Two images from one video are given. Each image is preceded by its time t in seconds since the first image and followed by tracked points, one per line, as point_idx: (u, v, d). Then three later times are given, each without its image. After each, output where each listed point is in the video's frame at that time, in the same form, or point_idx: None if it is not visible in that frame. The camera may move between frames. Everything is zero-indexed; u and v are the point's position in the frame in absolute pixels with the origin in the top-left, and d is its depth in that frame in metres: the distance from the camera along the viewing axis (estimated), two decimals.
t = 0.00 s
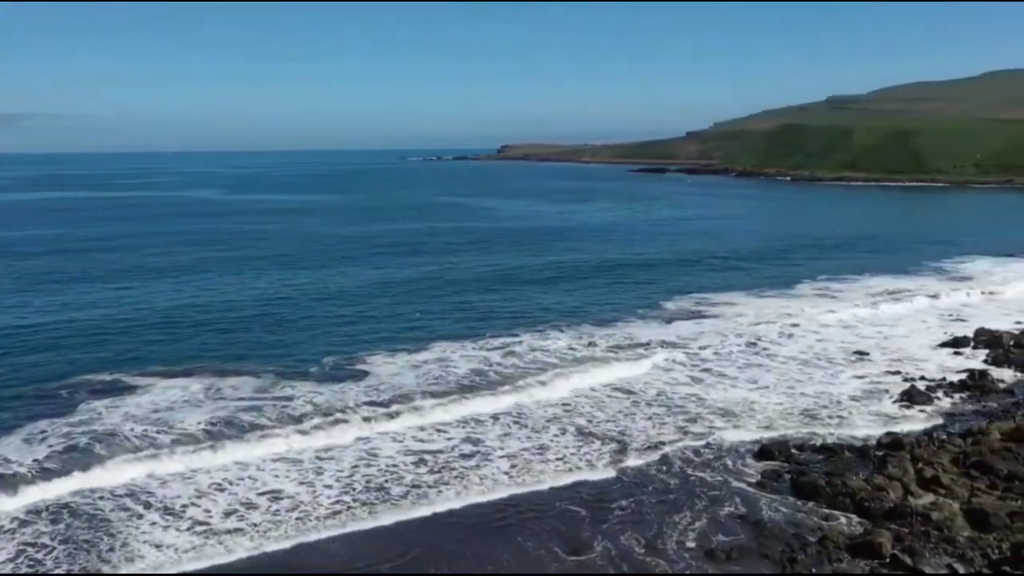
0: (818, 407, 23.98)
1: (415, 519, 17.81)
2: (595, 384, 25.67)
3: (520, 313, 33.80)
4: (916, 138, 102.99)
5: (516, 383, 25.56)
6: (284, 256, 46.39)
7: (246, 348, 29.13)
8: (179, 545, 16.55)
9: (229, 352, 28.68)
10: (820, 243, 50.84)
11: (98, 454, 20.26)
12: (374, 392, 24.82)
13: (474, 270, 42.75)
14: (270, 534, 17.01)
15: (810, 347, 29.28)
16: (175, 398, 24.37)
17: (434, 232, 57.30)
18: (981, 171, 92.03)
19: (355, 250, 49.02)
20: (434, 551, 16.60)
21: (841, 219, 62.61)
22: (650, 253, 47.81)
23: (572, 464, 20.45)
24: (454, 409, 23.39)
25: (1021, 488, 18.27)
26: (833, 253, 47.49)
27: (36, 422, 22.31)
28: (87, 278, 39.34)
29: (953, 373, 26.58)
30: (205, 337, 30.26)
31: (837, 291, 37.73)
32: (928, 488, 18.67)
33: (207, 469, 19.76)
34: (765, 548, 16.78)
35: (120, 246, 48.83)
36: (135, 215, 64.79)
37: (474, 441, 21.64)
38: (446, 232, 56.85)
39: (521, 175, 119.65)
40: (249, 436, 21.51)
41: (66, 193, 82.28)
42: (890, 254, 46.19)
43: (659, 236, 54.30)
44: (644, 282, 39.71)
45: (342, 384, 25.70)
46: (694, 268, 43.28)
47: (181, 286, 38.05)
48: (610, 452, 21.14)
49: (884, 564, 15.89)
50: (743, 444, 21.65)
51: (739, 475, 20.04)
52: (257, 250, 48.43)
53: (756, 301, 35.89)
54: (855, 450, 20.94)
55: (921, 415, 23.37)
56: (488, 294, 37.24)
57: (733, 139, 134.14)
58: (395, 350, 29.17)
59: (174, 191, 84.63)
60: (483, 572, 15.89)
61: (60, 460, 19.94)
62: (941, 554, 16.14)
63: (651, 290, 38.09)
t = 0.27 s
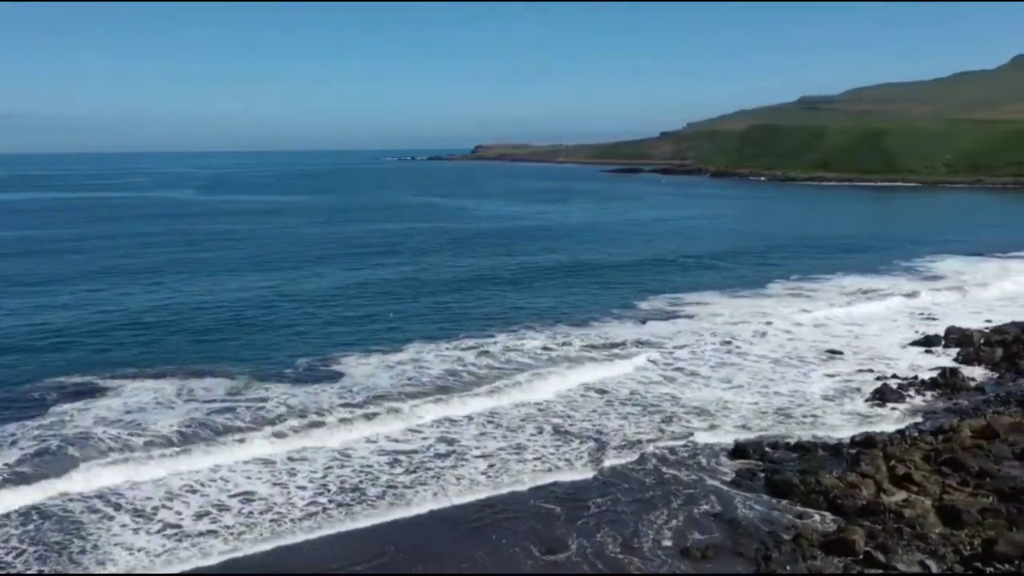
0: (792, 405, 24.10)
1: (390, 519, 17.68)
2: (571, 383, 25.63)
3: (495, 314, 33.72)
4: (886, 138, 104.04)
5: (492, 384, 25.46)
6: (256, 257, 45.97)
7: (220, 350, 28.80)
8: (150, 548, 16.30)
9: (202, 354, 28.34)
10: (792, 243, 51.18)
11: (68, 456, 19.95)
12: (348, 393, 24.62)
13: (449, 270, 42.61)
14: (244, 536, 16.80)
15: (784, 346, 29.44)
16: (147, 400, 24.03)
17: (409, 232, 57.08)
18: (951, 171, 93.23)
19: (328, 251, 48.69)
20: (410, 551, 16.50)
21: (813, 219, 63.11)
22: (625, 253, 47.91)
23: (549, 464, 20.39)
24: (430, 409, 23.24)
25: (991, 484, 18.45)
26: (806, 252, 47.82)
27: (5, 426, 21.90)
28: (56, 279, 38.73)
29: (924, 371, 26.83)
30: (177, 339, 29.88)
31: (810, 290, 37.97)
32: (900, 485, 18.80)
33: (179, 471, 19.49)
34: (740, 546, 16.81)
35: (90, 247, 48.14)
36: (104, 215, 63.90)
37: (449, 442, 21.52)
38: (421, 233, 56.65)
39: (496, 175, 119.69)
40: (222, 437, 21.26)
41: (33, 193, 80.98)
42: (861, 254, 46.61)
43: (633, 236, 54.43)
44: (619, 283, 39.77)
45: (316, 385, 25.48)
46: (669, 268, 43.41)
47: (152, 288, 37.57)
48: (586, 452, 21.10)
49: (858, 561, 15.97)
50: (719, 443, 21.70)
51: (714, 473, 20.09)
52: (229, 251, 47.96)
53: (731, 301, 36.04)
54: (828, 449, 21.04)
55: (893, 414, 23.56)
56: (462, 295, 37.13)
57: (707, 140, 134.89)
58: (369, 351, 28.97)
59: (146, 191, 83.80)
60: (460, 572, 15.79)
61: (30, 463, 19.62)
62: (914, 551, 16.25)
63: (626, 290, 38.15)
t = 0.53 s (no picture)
0: (765, 404, 24.18)
1: (365, 520, 17.52)
2: (547, 383, 25.55)
3: (469, 315, 33.59)
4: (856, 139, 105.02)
5: (466, 384, 25.33)
6: (228, 258, 45.49)
7: (192, 352, 28.43)
8: (120, 551, 16.02)
9: (173, 356, 27.95)
10: (764, 243, 51.47)
11: (37, 458, 19.60)
12: (322, 395, 24.38)
13: (422, 271, 42.41)
14: (216, 538, 16.56)
15: (757, 345, 29.56)
16: (118, 402, 23.65)
17: (382, 233, 56.80)
18: (920, 171, 94.41)
19: (301, 252, 48.30)
20: (386, 551, 16.35)
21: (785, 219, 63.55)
22: (599, 253, 47.96)
23: (525, 463, 20.29)
24: (403, 408, 23.08)
25: (962, 481, 18.60)
26: (778, 252, 48.10)
27: None
28: (23, 281, 38.08)
29: (895, 369, 27.05)
30: (148, 341, 29.46)
31: (782, 290, 38.19)
32: (872, 482, 18.91)
33: (150, 473, 19.18)
34: (715, 545, 16.81)
35: (58, 248, 47.41)
36: (72, 216, 62.96)
37: (423, 442, 21.38)
38: (394, 233, 56.37)
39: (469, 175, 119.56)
40: (193, 439, 20.97)
41: None
42: (832, 254, 46.99)
43: (606, 237, 54.51)
44: (593, 283, 39.79)
45: (289, 386, 25.22)
46: (643, 269, 43.49)
47: (122, 289, 37.03)
48: (562, 451, 21.02)
49: (832, 557, 16.03)
50: (693, 442, 21.71)
51: (688, 472, 20.11)
52: (200, 252, 47.42)
53: (704, 301, 36.17)
54: (801, 447, 21.12)
55: (865, 412, 23.71)
56: (437, 295, 36.97)
57: (679, 140, 135.55)
58: (343, 352, 28.73)
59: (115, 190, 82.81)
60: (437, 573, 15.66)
61: None
62: (887, 547, 16.33)
63: (601, 291, 38.17)
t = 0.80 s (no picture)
0: (740, 403, 24.27)
1: (340, 521, 17.37)
2: (523, 382, 25.49)
3: (445, 316, 33.47)
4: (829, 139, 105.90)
5: (441, 384, 25.21)
6: (201, 259, 45.05)
7: (165, 354, 28.09)
8: (89, 554, 15.76)
9: (146, 358, 27.59)
10: (738, 243, 51.73)
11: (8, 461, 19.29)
12: (296, 396, 24.16)
13: (398, 272, 42.21)
14: (187, 541, 16.32)
15: (732, 344, 29.69)
16: (90, 404, 23.30)
17: (358, 234, 56.54)
18: (891, 171, 95.50)
19: (275, 253, 47.91)
20: (361, 552, 16.23)
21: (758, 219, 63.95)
22: (574, 254, 48.00)
23: (502, 463, 20.21)
24: (379, 409, 22.91)
25: (934, 478, 18.75)
26: (751, 252, 48.35)
27: None
28: None
29: (868, 368, 27.26)
30: (120, 343, 29.06)
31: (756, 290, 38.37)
32: (846, 480, 19.01)
33: (122, 474, 18.91)
34: (690, 543, 16.82)
35: (27, 250, 46.71)
36: (42, 217, 62.09)
37: (399, 442, 21.24)
38: (370, 234, 56.12)
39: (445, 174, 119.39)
40: (166, 441, 20.73)
41: None
42: (805, 254, 47.31)
43: (582, 237, 54.56)
44: (569, 284, 39.79)
45: (264, 387, 24.97)
46: (618, 269, 43.58)
47: (93, 291, 36.55)
48: (539, 450, 20.97)
49: (806, 555, 16.10)
50: (669, 441, 21.75)
51: (664, 470, 20.14)
52: (174, 253, 46.92)
53: (679, 301, 36.27)
54: (776, 445, 21.20)
55: (839, 410, 23.86)
56: (412, 296, 36.82)
57: (654, 140, 136.09)
58: (318, 353, 28.50)
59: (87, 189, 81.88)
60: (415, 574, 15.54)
61: None
62: (860, 544, 16.42)
63: (576, 292, 38.20)
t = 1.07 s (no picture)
0: (715, 402, 24.31)
1: (312, 522, 17.16)
2: (498, 382, 25.37)
3: (419, 317, 33.27)
4: (800, 140, 106.72)
5: (415, 385, 25.01)
6: (173, 260, 44.51)
7: (135, 356, 27.68)
8: (58, 557, 15.45)
9: (117, 361, 27.16)
10: (711, 243, 51.90)
11: None
12: (269, 398, 23.88)
13: (371, 273, 41.91)
14: (159, 544, 16.04)
15: (706, 343, 29.76)
16: (59, 406, 22.89)
17: (331, 234, 56.14)
18: (862, 171, 96.44)
19: (248, 254, 47.45)
20: (335, 553, 16.04)
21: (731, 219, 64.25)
22: (549, 255, 47.96)
23: (478, 463, 20.06)
24: (353, 410, 22.68)
25: (906, 475, 18.86)
26: (724, 252, 48.53)
27: None
28: None
29: (840, 367, 27.40)
30: (90, 345, 28.60)
31: (729, 290, 38.50)
32: (819, 478, 19.07)
33: (91, 475, 18.58)
34: (666, 541, 16.78)
35: None
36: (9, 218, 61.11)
37: (373, 442, 21.04)
38: (344, 235, 55.78)
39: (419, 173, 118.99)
40: (138, 442, 20.40)
41: None
42: (778, 253, 47.58)
43: (556, 237, 54.52)
44: (544, 284, 39.72)
45: (237, 389, 24.66)
46: (592, 269, 43.57)
47: (62, 293, 35.96)
48: (515, 450, 20.85)
49: (781, 552, 16.11)
50: (644, 440, 21.73)
51: (640, 469, 20.11)
52: (145, 254, 46.32)
53: (654, 301, 36.30)
54: (750, 443, 21.23)
55: (812, 408, 23.97)
56: (386, 297, 36.56)
57: (627, 140, 136.52)
58: (291, 354, 28.18)
59: (54, 186, 80.68)
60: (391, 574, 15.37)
61: None
62: (834, 541, 16.47)
63: (551, 292, 38.13)
